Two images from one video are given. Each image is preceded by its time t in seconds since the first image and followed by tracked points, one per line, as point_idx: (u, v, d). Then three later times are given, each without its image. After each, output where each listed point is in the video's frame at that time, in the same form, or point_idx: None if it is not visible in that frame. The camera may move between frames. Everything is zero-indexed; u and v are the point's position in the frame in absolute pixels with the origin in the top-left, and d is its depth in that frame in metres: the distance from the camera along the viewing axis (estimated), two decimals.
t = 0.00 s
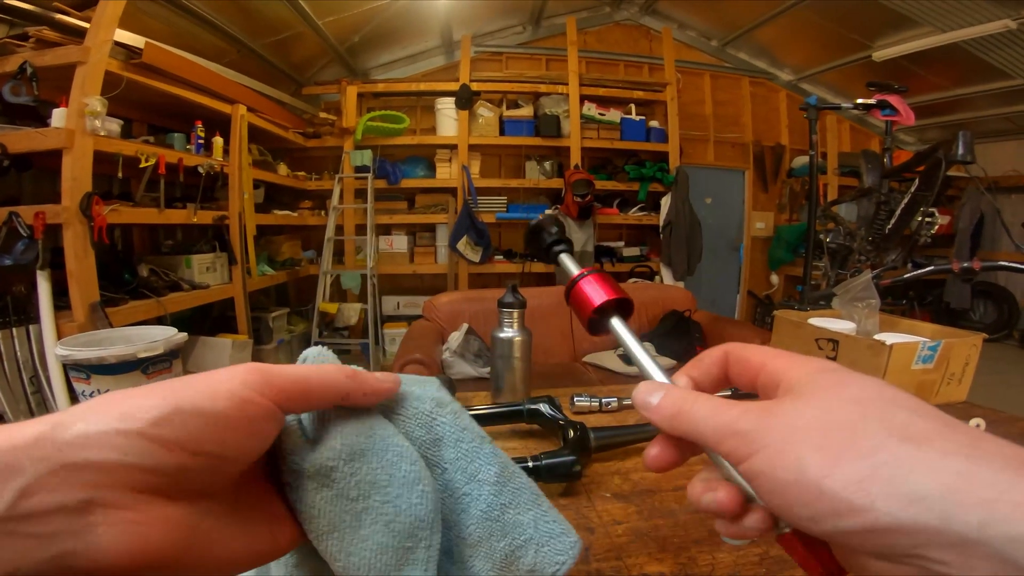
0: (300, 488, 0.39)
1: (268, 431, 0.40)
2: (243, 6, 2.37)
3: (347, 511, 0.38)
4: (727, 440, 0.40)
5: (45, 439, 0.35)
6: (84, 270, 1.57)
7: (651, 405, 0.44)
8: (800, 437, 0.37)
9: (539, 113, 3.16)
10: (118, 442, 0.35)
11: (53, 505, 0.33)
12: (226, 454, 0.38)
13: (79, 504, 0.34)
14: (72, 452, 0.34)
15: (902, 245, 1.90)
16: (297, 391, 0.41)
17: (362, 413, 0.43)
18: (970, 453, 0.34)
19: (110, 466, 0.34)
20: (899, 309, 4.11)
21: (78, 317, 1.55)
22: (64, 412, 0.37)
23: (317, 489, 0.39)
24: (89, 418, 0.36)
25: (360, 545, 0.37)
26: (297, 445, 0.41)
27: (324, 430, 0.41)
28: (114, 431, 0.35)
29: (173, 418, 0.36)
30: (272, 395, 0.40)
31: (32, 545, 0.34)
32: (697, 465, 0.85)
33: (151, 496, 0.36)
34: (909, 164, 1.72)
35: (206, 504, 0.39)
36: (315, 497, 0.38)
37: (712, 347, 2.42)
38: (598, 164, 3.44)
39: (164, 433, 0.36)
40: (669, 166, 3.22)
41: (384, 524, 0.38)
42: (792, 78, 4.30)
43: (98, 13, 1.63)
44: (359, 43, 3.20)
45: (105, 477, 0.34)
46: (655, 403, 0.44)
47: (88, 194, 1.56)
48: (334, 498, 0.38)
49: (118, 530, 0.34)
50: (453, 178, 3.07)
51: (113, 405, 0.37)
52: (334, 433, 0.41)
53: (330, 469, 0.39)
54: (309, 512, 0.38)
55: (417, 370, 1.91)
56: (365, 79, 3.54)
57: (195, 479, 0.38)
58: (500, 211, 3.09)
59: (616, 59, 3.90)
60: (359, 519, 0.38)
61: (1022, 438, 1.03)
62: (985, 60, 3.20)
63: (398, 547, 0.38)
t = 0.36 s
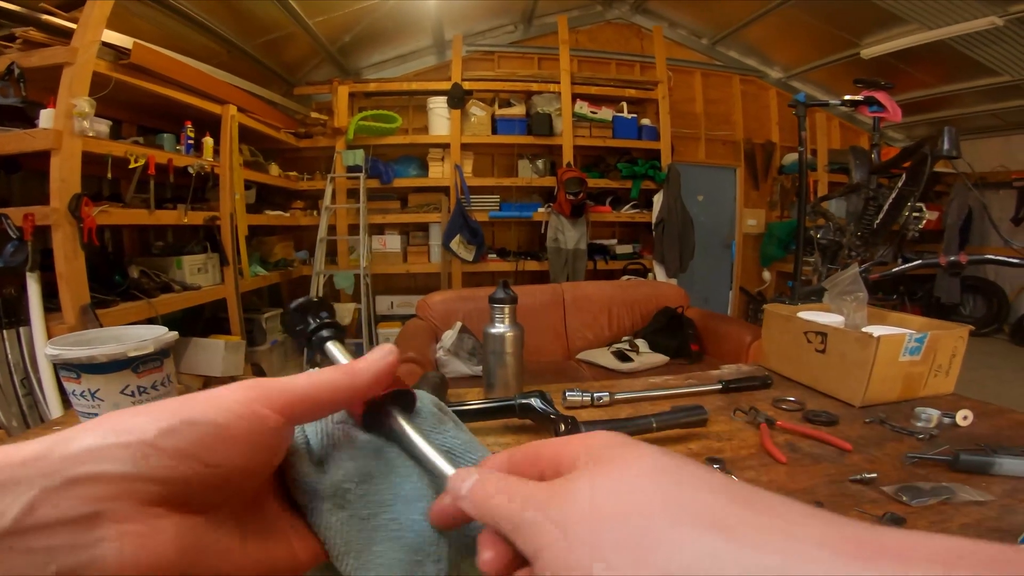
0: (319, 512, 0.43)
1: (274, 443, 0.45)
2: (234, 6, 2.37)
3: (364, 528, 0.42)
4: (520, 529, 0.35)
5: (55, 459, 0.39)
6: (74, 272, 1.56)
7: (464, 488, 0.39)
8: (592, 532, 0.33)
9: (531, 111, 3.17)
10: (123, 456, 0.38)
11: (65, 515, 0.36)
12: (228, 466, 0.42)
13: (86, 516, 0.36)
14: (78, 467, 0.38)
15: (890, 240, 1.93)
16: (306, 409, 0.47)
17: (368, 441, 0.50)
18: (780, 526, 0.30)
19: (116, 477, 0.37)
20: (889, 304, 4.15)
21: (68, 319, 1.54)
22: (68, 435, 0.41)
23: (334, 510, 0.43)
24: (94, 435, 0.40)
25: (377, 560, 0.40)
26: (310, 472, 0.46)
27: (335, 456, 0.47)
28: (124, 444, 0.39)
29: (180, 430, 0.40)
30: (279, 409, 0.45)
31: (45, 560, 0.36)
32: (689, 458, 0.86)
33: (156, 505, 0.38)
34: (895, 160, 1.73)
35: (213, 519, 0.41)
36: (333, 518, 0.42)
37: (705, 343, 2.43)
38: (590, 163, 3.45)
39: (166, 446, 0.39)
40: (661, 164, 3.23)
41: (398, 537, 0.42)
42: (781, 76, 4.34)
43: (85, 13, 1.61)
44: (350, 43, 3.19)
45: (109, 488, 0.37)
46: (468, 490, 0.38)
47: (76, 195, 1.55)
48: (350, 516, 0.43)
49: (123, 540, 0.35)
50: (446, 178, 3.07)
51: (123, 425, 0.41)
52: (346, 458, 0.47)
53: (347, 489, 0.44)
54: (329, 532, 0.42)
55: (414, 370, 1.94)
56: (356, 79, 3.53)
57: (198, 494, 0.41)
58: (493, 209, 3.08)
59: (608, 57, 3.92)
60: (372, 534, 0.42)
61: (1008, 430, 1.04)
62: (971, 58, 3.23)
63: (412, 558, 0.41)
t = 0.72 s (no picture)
0: (318, 518, 0.43)
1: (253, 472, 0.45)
2: (227, 4, 2.36)
3: (361, 539, 0.43)
4: (570, 491, 0.39)
5: (34, 481, 0.43)
6: (62, 270, 1.55)
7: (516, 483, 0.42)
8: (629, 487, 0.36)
9: (526, 109, 3.16)
10: (97, 485, 0.42)
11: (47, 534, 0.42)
12: (198, 492, 0.44)
13: (61, 536, 0.42)
14: (57, 492, 0.42)
15: (880, 239, 1.93)
16: (290, 433, 0.46)
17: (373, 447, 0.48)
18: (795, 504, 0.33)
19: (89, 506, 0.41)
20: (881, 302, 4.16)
21: (57, 318, 1.53)
22: (48, 455, 0.44)
23: (334, 518, 0.43)
24: (72, 460, 0.43)
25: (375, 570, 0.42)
26: (310, 477, 0.45)
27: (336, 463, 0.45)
28: (98, 476, 0.42)
29: (158, 461, 0.42)
30: (259, 437, 0.45)
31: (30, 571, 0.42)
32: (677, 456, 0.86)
33: (123, 530, 0.42)
34: (887, 159, 1.74)
35: (184, 538, 0.45)
36: (332, 526, 0.43)
37: (697, 341, 2.43)
38: (584, 161, 3.45)
39: (140, 477, 0.42)
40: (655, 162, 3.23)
41: (394, 552, 0.43)
42: (775, 75, 4.34)
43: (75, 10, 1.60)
44: (344, 40, 3.17)
45: (84, 514, 0.41)
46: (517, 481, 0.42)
47: (66, 193, 1.54)
48: (350, 526, 0.43)
49: (93, 563, 0.40)
50: (440, 176, 3.06)
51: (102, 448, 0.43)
52: (347, 466, 0.45)
53: (347, 501, 0.43)
54: (325, 538, 0.43)
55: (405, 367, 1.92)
56: (351, 76, 3.51)
57: (169, 516, 0.44)
58: (487, 208, 3.07)
59: (602, 56, 3.91)
60: (373, 544, 0.43)
61: (994, 428, 1.05)
62: (964, 58, 3.25)
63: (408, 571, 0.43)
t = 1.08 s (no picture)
0: (287, 509, 0.42)
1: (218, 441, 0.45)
2: (220, 3, 2.35)
3: (335, 522, 0.41)
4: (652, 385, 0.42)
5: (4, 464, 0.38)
6: (49, 269, 1.53)
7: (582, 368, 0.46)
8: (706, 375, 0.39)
9: (519, 110, 3.16)
10: (74, 457, 0.38)
11: (16, 519, 0.35)
12: (180, 464, 0.42)
13: (42, 517, 0.35)
14: (34, 470, 0.37)
15: (869, 242, 1.95)
16: (252, 406, 0.48)
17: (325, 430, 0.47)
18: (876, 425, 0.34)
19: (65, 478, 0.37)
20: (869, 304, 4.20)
21: (43, 317, 1.51)
22: (16, 446, 0.39)
23: (302, 505, 0.42)
24: (45, 442, 0.39)
25: (355, 550, 0.40)
26: (274, 470, 0.44)
27: (296, 454, 0.45)
28: (78, 446, 0.38)
29: (122, 430, 0.40)
30: (225, 408, 0.46)
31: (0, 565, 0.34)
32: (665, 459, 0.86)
33: (113, 504, 0.37)
34: (874, 163, 1.75)
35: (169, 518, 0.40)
36: (302, 513, 0.42)
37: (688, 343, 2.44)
38: (577, 162, 3.45)
39: (112, 444, 0.39)
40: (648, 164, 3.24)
41: (373, 528, 0.41)
42: (768, 78, 4.36)
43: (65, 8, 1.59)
44: (338, 40, 3.16)
45: (64, 488, 0.36)
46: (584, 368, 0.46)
47: (53, 191, 1.52)
48: (318, 512, 0.42)
49: (85, 539, 0.34)
50: (433, 176, 3.06)
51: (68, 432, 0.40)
52: (304, 453, 0.44)
53: (308, 486, 0.42)
54: (299, 528, 0.42)
55: (396, 367, 1.91)
56: (344, 76, 3.50)
57: (153, 493, 0.40)
58: (480, 208, 3.07)
59: (596, 57, 3.92)
60: (350, 527, 0.41)
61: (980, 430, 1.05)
62: (955, 62, 3.28)
63: (391, 547, 0.41)
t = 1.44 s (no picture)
0: (376, 464, 0.50)
1: (208, 380, 0.52)
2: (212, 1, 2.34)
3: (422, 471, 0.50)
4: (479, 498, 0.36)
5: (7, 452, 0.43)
6: (34, 268, 1.52)
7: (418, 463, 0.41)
8: (526, 484, 0.34)
9: (512, 111, 3.16)
10: (78, 429, 0.44)
11: (24, 501, 0.40)
12: (174, 419, 0.48)
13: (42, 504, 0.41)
14: (42, 453, 0.43)
15: (857, 244, 1.96)
16: (233, 340, 0.55)
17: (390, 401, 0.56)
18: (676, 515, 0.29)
19: (66, 448, 0.43)
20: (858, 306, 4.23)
21: (28, 316, 1.50)
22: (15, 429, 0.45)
23: (391, 463, 0.50)
24: (38, 416, 0.45)
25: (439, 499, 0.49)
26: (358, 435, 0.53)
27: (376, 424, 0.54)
28: (77, 418, 0.45)
29: (104, 393, 0.46)
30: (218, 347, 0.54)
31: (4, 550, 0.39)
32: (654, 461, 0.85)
33: (113, 486, 0.43)
34: (863, 165, 1.76)
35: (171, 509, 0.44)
36: (391, 469, 0.50)
37: (679, 344, 2.44)
38: (569, 163, 3.46)
39: (100, 406, 0.46)
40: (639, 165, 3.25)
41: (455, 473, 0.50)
42: (759, 80, 4.38)
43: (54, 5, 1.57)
44: (331, 38, 3.15)
45: (66, 466, 0.42)
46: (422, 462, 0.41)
47: (39, 189, 1.50)
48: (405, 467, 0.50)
49: (86, 522, 0.40)
50: (425, 176, 3.05)
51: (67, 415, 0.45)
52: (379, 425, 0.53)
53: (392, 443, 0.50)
54: (386, 481, 0.49)
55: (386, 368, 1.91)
56: (336, 75, 3.48)
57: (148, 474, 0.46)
58: (472, 209, 3.07)
59: (589, 58, 3.93)
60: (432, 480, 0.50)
61: (963, 431, 1.06)
62: (943, 65, 3.32)
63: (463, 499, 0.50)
